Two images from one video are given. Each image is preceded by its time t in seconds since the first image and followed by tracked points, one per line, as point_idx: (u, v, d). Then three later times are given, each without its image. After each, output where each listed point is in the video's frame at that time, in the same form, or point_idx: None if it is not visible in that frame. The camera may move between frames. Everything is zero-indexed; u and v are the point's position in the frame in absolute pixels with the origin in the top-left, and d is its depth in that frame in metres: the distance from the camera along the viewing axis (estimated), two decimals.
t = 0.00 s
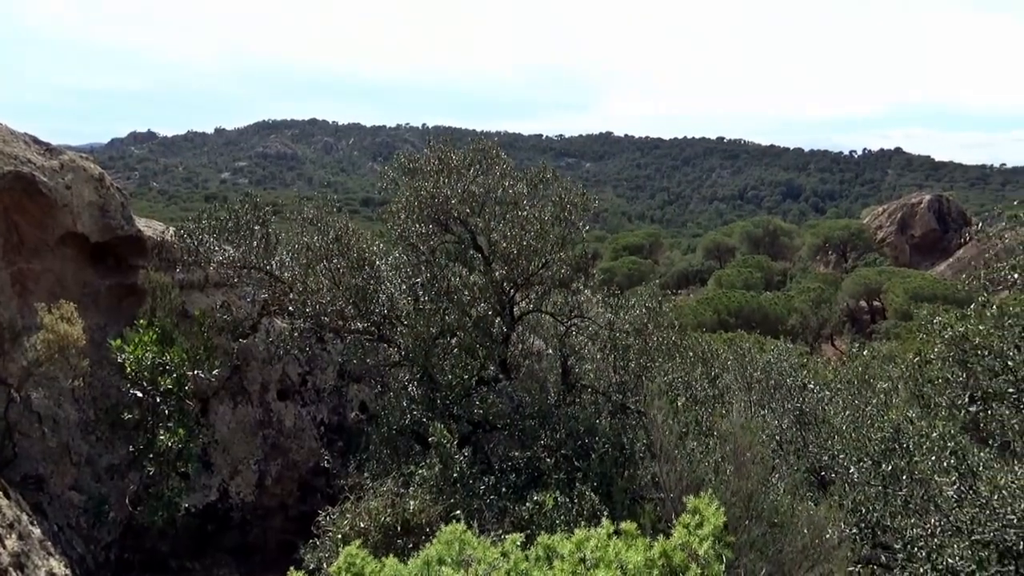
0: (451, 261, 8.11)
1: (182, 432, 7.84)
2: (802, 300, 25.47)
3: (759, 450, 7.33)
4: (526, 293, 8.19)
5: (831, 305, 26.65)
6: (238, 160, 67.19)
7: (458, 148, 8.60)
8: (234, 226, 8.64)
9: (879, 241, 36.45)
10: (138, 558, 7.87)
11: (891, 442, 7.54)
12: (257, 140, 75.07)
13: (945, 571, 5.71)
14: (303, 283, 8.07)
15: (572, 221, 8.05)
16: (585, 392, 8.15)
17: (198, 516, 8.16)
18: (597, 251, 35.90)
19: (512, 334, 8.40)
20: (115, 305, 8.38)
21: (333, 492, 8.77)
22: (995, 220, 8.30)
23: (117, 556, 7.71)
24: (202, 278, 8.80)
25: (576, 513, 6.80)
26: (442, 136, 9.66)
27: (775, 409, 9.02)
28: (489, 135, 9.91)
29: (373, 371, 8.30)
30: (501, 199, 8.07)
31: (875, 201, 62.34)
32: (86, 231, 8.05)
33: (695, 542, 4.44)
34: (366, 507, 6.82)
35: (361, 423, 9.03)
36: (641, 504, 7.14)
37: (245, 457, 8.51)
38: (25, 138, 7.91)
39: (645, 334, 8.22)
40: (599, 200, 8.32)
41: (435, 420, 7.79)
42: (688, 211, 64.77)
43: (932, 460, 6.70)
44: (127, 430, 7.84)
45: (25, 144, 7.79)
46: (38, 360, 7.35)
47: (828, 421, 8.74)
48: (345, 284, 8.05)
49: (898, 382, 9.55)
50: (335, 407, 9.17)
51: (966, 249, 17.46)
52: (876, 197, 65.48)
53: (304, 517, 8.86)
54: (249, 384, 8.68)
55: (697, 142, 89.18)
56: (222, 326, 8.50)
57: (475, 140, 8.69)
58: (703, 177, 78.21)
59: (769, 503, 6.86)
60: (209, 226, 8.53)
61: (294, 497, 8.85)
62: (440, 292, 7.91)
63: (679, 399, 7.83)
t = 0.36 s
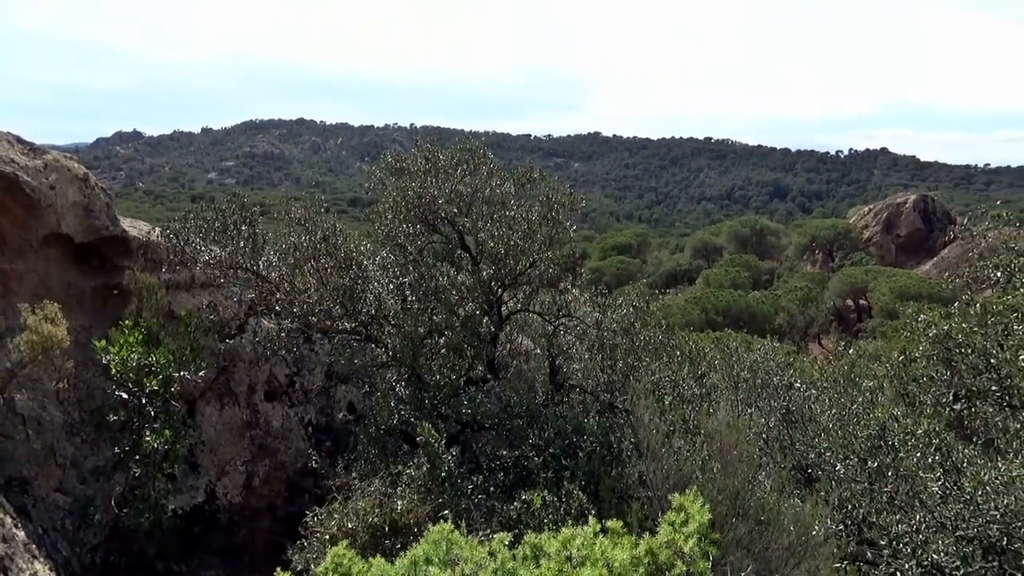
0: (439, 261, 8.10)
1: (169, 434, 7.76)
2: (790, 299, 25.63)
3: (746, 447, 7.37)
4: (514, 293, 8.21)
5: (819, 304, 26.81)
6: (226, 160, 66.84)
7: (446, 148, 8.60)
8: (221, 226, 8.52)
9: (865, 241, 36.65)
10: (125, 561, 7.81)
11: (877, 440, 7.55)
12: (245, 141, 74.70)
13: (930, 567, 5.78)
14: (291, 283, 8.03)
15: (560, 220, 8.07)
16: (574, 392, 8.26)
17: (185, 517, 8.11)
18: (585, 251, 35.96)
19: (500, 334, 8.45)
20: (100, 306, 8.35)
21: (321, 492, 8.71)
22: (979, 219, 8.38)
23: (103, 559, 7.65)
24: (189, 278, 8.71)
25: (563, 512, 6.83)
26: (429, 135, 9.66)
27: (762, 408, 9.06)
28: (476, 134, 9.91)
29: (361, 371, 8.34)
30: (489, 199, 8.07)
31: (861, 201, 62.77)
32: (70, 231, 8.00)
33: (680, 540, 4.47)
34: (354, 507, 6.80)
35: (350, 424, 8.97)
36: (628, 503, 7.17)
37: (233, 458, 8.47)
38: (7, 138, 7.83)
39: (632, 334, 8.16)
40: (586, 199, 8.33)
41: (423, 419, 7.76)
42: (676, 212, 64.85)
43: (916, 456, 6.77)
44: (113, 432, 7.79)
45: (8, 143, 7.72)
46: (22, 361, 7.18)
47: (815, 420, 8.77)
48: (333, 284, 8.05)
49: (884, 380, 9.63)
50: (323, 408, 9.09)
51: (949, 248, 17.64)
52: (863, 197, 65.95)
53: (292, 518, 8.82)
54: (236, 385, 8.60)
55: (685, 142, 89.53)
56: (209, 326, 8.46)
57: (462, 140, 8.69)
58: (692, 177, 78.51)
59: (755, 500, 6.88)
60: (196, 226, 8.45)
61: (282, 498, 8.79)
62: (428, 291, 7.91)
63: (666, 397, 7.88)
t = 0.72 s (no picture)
0: (428, 261, 8.11)
1: (157, 436, 7.68)
2: (778, 298, 25.77)
3: (734, 445, 7.31)
4: (503, 293, 8.21)
5: (807, 302, 26.94)
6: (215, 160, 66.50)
7: (435, 147, 8.60)
8: (209, 226, 8.55)
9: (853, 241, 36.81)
10: (112, 563, 7.78)
11: (864, 439, 7.59)
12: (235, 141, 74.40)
13: (917, 564, 5.81)
14: (280, 283, 8.02)
15: (549, 220, 8.08)
16: (563, 391, 8.28)
17: (173, 519, 8.05)
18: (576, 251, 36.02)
19: (489, 334, 8.44)
20: (86, 307, 8.30)
21: (311, 493, 8.73)
22: (965, 219, 8.44)
23: (90, 561, 7.61)
24: (177, 278, 8.65)
25: (552, 511, 6.86)
26: (417, 135, 9.64)
27: (751, 406, 9.11)
28: (465, 134, 9.91)
29: (349, 372, 8.35)
30: (478, 198, 8.07)
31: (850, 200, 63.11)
32: (56, 232, 7.93)
33: (668, 538, 4.49)
34: (343, 507, 6.79)
35: (339, 424, 8.96)
36: (617, 501, 7.15)
37: (221, 459, 8.40)
38: None
39: (621, 332, 8.30)
40: (576, 199, 8.35)
41: (413, 419, 7.77)
42: (666, 211, 65.01)
43: (903, 455, 6.79)
44: (99, 433, 7.73)
45: None
46: (7, 362, 7.13)
47: (803, 418, 8.81)
48: (322, 284, 8.01)
49: (871, 378, 9.68)
50: (312, 408, 9.06)
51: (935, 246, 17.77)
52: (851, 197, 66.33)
53: (281, 519, 8.81)
54: (225, 386, 8.53)
55: (676, 142, 89.78)
56: (197, 326, 8.39)
57: (451, 139, 8.69)
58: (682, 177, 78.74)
59: (743, 498, 6.89)
60: (184, 227, 8.46)
61: (270, 499, 8.77)
62: (417, 291, 7.92)
63: (654, 395, 7.91)
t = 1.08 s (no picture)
0: (415, 261, 8.08)
1: (141, 438, 7.70)
2: (764, 298, 25.91)
3: (721, 444, 7.29)
4: (490, 293, 8.21)
5: (793, 302, 27.08)
6: (200, 160, 66.05)
7: (422, 147, 8.59)
8: (194, 226, 8.45)
9: (839, 241, 37.05)
10: (96, 566, 7.70)
11: (850, 438, 7.63)
12: (221, 141, 73.91)
13: (900, 562, 5.88)
14: (265, 284, 7.97)
15: (536, 219, 8.07)
16: (551, 391, 8.30)
17: (158, 521, 7.98)
18: (563, 251, 36.03)
19: (476, 334, 8.43)
20: (69, 308, 8.24)
21: (296, 495, 8.66)
22: (948, 219, 8.52)
23: (74, 565, 7.52)
24: (161, 279, 8.56)
25: (539, 511, 6.86)
26: (403, 134, 9.62)
27: (736, 406, 9.02)
28: (451, 133, 9.89)
29: (335, 373, 8.30)
30: (465, 199, 8.08)
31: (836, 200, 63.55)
32: (39, 233, 7.88)
33: (652, 537, 4.51)
34: (330, 509, 6.76)
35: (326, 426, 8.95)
36: (604, 500, 7.17)
37: (206, 462, 8.32)
38: None
39: (609, 332, 8.36)
40: (563, 199, 8.35)
41: (399, 420, 7.78)
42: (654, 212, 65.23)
43: (887, 453, 6.87)
44: (83, 436, 7.65)
45: None
46: None
47: (788, 417, 8.84)
48: (308, 285, 7.96)
49: (856, 377, 9.76)
50: (298, 410, 8.97)
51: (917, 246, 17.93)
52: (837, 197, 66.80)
53: (267, 521, 8.76)
54: (209, 387, 8.44)
55: (662, 142, 90.13)
56: (182, 328, 8.28)
57: (438, 139, 8.68)
58: (669, 177, 79.00)
59: (729, 497, 6.92)
60: (168, 228, 8.35)
61: (256, 501, 8.71)
62: (403, 291, 7.91)
63: (640, 395, 7.95)
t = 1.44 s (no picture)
0: (396, 261, 8.02)
1: (118, 441, 7.48)
2: (745, 297, 26.13)
3: (701, 441, 7.36)
4: (471, 292, 8.21)
5: (773, 300, 27.31)
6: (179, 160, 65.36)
7: (402, 147, 8.57)
8: (171, 227, 8.38)
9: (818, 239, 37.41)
10: (73, 570, 7.68)
11: (827, 433, 7.79)
12: (201, 141, 73.24)
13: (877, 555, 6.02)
14: (245, 285, 7.97)
15: (517, 219, 8.06)
16: (532, 390, 8.29)
17: (135, 525, 7.89)
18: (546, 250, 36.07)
19: (457, 334, 8.42)
20: (44, 309, 8.17)
21: (278, 496, 8.46)
22: (923, 217, 8.64)
23: (51, 569, 7.55)
24: (138, 280, 8.42)
25: (520, 509, 6.88)
26: (383, 133, 9.59)
27: (717, 402, 9.09)
28: (431, 133, 9.88)
29: (315, 374, 8.22)
30: (446, 198, 8.07)
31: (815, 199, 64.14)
32: (12, 233, 7.81)
33: (631, 534, 4.53)
34: (310, 510, 6.71)
35: (307, 426, 8.79)
36: (586, 498, 7.16)
37: (184, 464, 8.23)
38: None
39: (590, 331, 8.41)
40: (544, 199, 8.36)
41: (380, 420, 7.75)
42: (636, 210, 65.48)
43: (865, 448, 6.96)
44: (59, 438, 7.51)
45: None
46: None
47: (768, 414, 8.90)
48: (287, 285, 7.90)
49: (833, 373, 9.89)
50: (279, 411, 8.83)
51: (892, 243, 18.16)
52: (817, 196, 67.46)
53: (247, 523, 8.61)
54: (188, 389, 8.31)
55: (643, 142, 90.55)
56: (159, 329, 8.14)
57: (419, 139, 8.66)
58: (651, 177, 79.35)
59: (710, 493, 6.90)
60: (145, 227, 8.29)
61: (236, 503, 8.58)
62: (384, 291, 7.89)
63: (621, 393, 7.99)
